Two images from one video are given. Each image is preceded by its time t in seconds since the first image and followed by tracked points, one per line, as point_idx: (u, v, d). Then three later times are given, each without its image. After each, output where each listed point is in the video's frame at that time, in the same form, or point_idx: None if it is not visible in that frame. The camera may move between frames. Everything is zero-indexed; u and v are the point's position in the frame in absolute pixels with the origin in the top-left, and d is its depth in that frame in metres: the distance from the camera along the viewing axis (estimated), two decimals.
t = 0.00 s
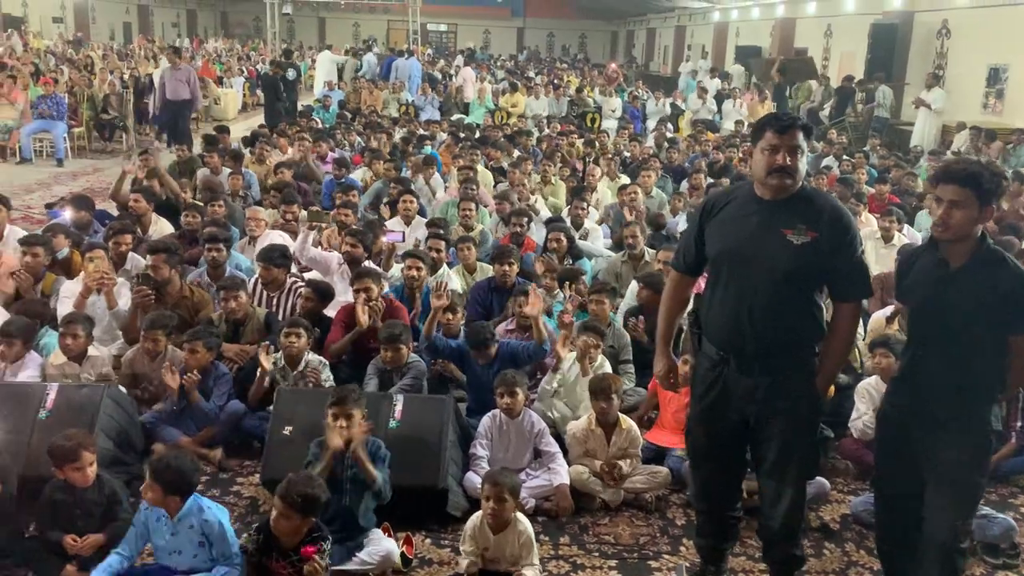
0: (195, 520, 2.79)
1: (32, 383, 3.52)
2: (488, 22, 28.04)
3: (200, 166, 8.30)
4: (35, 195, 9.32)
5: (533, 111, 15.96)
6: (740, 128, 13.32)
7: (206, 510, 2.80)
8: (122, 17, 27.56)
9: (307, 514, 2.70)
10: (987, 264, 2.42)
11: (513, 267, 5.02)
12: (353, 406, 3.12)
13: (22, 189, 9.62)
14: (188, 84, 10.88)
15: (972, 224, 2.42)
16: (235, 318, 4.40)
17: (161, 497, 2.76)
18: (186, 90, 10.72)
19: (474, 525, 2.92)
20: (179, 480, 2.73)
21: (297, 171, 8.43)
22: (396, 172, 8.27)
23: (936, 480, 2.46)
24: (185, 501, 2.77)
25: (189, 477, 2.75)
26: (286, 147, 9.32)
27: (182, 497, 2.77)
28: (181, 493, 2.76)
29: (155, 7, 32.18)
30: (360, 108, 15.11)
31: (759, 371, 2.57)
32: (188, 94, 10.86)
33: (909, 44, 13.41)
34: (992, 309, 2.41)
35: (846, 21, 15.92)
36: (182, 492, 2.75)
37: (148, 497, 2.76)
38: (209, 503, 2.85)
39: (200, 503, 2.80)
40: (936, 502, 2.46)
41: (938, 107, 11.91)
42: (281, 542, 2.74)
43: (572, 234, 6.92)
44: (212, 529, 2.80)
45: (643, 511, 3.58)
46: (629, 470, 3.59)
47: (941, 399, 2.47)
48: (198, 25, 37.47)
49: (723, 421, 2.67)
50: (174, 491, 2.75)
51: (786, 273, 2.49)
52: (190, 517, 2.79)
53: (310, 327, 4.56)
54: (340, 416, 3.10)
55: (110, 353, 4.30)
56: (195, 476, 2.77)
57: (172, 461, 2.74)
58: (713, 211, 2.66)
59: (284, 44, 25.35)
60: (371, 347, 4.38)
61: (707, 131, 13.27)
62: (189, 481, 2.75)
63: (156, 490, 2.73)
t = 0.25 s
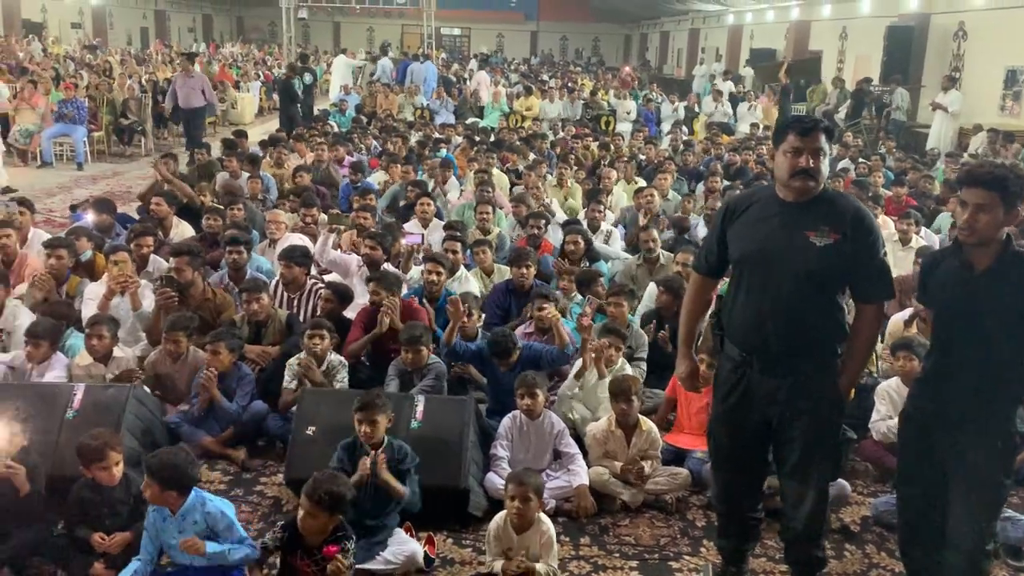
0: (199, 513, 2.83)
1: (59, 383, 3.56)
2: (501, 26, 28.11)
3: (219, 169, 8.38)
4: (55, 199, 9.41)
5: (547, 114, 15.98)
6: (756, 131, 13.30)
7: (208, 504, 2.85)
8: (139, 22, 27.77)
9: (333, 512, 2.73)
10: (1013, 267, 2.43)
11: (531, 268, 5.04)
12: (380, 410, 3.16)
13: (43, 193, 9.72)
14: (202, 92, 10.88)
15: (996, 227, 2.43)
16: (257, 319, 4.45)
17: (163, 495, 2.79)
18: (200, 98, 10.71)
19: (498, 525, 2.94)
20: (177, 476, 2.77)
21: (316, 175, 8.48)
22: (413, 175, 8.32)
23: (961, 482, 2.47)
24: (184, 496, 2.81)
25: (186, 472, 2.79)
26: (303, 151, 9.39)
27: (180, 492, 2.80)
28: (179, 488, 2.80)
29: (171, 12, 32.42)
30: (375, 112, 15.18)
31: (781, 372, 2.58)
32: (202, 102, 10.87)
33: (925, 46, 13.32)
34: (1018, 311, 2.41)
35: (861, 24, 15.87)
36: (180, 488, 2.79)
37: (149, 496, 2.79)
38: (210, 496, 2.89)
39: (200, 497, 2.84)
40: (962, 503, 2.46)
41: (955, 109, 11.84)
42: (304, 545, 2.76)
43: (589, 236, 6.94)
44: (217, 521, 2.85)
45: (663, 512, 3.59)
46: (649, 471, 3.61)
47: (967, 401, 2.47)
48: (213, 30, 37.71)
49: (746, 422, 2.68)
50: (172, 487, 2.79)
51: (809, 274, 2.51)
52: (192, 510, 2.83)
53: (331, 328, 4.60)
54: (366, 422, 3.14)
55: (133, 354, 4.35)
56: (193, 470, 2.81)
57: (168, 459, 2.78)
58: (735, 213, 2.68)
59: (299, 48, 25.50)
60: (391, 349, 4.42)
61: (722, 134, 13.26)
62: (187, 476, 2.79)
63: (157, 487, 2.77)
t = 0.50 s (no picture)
0: (236, 521, 2.84)
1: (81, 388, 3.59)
2: (514, 32, 28.17)
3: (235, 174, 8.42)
4: (73, 203, 9.48)
5: (560, 119, 16.00)
6: (770, 136, 13.25)
7: (246, 512, 2.85)
8: (154, 28, 27.97)
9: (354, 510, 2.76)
10: None
11: (548, 274, 5.04)
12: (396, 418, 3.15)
13: (61, 198, 9.78)
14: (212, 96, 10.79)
15: None
16: (276, 324, 4.46)
17: (205, 501, 2.79)
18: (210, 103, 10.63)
19: (519, 531, 2.94)
20: (220, 485, 2.77)
21: (332, 181, 8.52)
22: (429, 180, 8.35)
23: (989, 492, 2.45)
24: (227, 503, 2.81)
25: (231, 482, 2.78)
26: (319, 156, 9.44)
27: (225, 499, 2.81)
28: (224, 496, 2.80)
29: (185, 17, 32.63)
30: (389, 117, 15.24)
31: (806, 380, 2.57)
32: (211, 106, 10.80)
33: (941, 51, 13.28)
34: None
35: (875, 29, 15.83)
36: (226, 496, 2.79)
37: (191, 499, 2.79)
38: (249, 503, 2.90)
39: (241, 505, 2.85)
40: (989, 514, 2.44)
41: (971, 115, 11.80)
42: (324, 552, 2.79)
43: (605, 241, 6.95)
44: (251, 530, 2.85)
45: (683, 519, 3.58)
46: (669, 478, 3.60)
47: (995, 411, 2.45)
48: (227, 36, 37.89)
49: (769, 430, 2.67)
50: (217, 495, 2.79)
51: (833, 281, 2.50)
52: (230, 518, 2.83)
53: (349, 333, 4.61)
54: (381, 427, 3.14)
55: (153, 359, 4.37)
56: (238, 479, 2.81)
57: (213, 466, 2.77)
58: (757, 220, 2.66)
59: (312, 54, 25.63)
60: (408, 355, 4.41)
61: (736, 140, 13.25)
62: (232, 486, 2.78)
63: (201, 493, 2.77)
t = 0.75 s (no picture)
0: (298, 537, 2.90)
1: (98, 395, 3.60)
2: (521, 38, 28.19)
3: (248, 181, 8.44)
4: (85, 211, 9.52)
5: (570, 125, 15.99)
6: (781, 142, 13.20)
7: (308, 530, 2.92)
8: (163, 36, 28.09)
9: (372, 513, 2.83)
10: None
11: (563, 280, 5.03)
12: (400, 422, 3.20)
13: (73, 206, 9.80)
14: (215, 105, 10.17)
15: None
16: (292, 331, 4.46)
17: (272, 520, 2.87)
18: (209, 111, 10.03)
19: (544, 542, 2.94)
20: (285, 504, 2.86)
21: (344, 188, 8.53)
22: (441, 187, 8.35)
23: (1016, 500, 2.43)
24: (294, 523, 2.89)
25: (296, 501, 2.87)
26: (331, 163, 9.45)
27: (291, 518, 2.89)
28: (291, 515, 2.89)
29: (194, 25, 32.77)
30: (399, 124, 15.26)
31: (830, 387, 2.55)
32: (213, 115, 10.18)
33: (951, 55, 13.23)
34: None
35: (885, 34, 15.79)
36: (291, 514, 2.88)
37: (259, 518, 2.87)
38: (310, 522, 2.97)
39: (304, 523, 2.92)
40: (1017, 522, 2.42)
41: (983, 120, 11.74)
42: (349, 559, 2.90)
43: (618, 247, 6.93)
44: (312, 550, 2.91)
45: (703, 528, 3.57)
46: (688, 486, 3.59)
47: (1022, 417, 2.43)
48: (237, 44, 37.96)
49: (793, 439, 2.65)
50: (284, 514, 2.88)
51: (858, 288, 2.48)
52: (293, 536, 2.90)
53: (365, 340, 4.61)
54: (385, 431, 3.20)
55: (169, 366, 4.38)
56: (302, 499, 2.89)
57: (279, 487, 2.87)
58: (778, 227, 2.64)
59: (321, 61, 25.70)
60: (424, 362, 4.41)
61: (747, 145, 13.23)
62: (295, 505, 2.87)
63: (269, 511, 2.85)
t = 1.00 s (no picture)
0: (331, 561, 3.00)
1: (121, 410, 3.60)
2: (529, 45, 28.22)
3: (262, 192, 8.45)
4: (100, 222, 9.55)
5: (580, 132, 15.98)
6: (793, 147, 13.16)
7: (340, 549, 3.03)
8: (173, 47, 28.23)
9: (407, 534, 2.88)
10: None
11: (581, 289, 5.00)
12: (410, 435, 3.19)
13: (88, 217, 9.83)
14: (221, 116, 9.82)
15: None
16: (312, 342, 4.45)
17: (304, 549, 2.94)
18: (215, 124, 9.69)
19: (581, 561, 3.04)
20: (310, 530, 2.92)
21: (358, 197, 8.54)
22: (454, 196, 8.35)
23: None
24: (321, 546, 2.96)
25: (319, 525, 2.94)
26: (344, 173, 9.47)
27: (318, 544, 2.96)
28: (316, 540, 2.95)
29: (203, 36, 32.95)
30: (410, 133, 15.28)
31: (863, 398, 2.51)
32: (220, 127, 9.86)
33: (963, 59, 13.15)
34: None
35: (895, 38, 15.73)
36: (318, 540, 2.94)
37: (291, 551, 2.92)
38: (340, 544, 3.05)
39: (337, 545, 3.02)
40: None
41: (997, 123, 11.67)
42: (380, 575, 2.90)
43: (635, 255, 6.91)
44: (345, 571, 3.02)
45: (730, 539, 3.53)
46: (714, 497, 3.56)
47: None
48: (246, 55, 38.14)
49: (825, 450, 2.61)
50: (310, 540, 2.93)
51: (891, 297, 2.44)
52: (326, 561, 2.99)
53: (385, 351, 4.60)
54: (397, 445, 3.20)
55: (190, 379, 4.37)
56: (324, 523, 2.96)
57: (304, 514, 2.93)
58: (807, 235, 2.60)
59: (330, 71, 25.79)
60: (444, 372, 4.38)
61: (759, 151, 13.19)
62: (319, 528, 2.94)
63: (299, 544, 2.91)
